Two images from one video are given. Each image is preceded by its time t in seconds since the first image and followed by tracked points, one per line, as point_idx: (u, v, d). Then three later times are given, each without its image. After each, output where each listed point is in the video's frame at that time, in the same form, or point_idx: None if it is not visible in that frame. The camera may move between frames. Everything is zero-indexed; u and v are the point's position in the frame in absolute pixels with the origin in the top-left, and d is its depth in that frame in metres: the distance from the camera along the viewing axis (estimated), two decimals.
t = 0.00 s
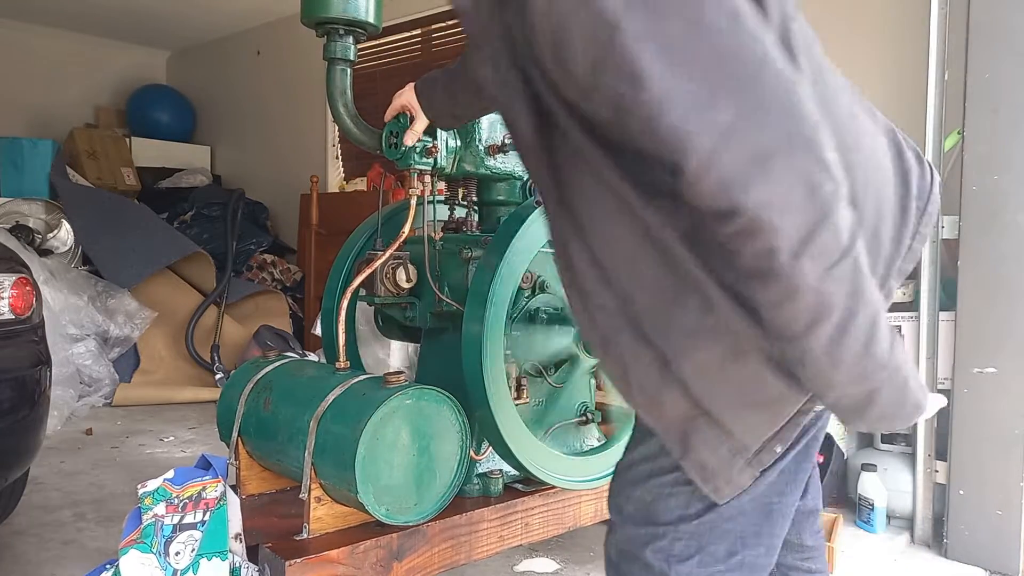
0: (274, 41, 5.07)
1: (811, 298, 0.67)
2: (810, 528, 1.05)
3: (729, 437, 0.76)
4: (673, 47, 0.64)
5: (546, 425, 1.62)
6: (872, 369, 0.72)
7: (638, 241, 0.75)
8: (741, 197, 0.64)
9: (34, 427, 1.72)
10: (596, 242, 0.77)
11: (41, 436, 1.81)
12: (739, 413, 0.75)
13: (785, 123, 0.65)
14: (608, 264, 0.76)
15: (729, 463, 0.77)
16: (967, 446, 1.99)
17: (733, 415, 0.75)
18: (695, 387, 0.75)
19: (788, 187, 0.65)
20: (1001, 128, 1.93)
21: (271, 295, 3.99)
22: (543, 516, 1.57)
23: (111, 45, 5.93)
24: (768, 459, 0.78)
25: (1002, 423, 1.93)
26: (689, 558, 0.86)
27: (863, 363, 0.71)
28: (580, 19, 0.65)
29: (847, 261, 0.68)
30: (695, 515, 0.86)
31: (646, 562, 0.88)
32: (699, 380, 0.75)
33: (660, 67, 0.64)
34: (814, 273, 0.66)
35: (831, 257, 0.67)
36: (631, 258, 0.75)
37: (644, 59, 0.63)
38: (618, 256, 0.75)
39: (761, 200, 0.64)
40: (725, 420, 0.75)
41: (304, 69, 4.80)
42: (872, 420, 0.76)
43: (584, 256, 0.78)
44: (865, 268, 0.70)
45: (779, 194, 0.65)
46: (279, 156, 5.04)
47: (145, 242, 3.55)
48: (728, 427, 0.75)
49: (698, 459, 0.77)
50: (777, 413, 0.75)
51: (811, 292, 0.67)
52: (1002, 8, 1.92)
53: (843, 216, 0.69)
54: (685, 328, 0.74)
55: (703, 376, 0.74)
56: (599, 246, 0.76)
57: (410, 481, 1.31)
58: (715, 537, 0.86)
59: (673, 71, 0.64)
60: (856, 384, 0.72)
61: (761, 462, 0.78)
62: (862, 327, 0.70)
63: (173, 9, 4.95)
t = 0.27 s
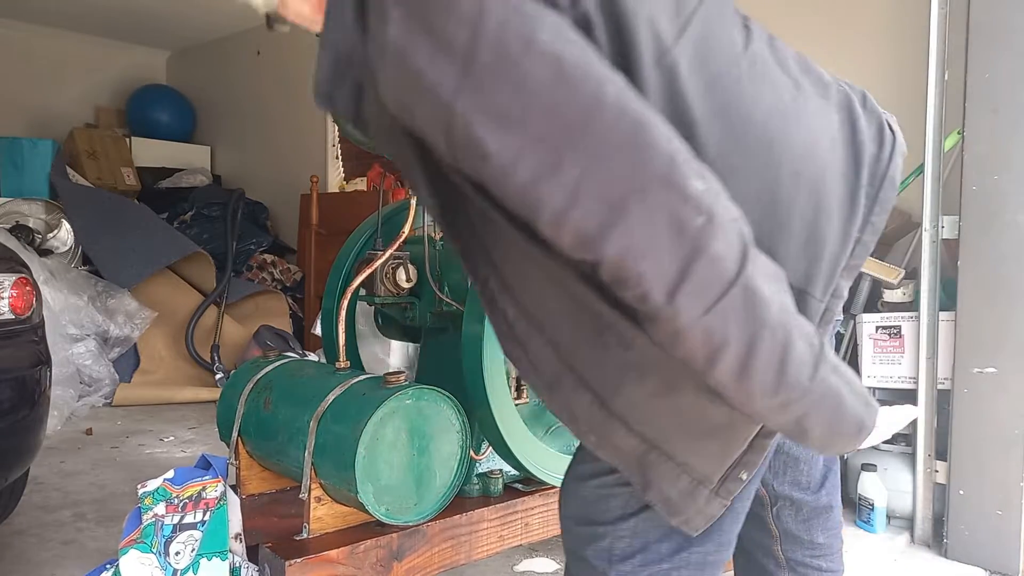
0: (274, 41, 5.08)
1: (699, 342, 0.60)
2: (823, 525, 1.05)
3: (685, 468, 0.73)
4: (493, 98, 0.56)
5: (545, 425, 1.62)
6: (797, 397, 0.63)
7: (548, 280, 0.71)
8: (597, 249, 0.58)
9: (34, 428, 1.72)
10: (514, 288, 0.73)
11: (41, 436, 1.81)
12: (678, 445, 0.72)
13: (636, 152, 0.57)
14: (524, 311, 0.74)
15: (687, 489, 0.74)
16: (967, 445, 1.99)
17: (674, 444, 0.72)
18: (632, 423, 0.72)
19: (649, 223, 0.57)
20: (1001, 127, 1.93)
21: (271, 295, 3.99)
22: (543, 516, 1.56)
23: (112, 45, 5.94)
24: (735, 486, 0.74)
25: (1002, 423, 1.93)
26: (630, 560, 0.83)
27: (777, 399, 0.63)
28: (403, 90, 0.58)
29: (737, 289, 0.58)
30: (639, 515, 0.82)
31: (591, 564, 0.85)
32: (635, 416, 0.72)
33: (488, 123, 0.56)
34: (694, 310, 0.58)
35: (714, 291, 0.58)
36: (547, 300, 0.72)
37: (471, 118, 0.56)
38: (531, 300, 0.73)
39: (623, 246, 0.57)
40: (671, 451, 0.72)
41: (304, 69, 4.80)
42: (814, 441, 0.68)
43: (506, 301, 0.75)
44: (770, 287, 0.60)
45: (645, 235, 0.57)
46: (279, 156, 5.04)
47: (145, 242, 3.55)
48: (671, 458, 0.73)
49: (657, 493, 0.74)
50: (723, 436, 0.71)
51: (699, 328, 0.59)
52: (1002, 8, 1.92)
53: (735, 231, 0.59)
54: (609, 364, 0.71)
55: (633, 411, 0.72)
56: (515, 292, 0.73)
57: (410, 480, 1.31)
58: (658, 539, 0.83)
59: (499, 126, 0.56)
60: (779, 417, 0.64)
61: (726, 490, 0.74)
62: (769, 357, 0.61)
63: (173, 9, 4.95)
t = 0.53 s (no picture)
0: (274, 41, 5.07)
1: (620, 379, 0.65)
2: (823, 530, 1.05)
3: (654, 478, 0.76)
4: (413, 160, 0.62)
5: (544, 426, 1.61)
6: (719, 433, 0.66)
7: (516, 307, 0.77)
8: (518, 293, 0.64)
9: (33, 428, 1.72)
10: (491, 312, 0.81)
11: (41, 436, 1.81)
12: (641, 457, 0.76)
13: (543, 205, 0.61)
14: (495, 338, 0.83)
15: (659, 496, 0.76)
16: (967, 445, 1.99)
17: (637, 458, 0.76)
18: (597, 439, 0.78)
19: (561, 273, 0.62)
20: (1001, 127, 1.93)
21: (271, 295, 3.99)
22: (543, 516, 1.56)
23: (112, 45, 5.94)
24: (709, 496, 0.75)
25: (1002, 422, 1.93)
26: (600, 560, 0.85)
27: (702, 431, 0.66)
28: (345, 157, 0.67)
29: (652, 330, 0.62)
30: (607, 516, 0.84)
31: (564, 562, 0.88)
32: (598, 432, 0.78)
33: (413, 185, 0.63)
34: (610, 351, 0.63)
35: (628, 334, 0.63)
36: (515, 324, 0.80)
37: (399, 183, 0.63)
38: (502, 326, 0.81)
39: (538, 291, 0.63)
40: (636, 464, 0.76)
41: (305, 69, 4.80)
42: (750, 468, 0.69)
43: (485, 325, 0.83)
44: (689, 322, 0.63)
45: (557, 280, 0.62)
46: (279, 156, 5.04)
47: (145, 242, 3.55)
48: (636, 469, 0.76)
49: (629, 500, 0.77)
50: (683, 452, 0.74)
51: (618, 366, 0.64)
52: (1004, 8, 1.92)
53: (650, 271, 0.63)
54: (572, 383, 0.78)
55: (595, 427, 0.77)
56: (489, 321, 0.82)
57: (410, 481, 1.31)
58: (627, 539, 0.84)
59: (421, 188, 0.63)
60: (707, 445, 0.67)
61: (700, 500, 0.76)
62: (689, 391, 0.64)
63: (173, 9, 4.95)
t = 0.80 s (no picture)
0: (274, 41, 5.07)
1: (603, 379, 0.65)
2: (820, 527, 1.05)
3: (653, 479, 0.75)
4: (393, 168, 0.63)
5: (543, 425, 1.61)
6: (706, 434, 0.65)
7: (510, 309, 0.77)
8: (500, 295, 0.65)
9: (33, 428, 1.72)
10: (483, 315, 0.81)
11: (41, 436, 1.81)
12: (637, 458, 0.76)
13: (520, 206, 0.61)
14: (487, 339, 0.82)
15: (659, 497, 0.76)
16: (967, 445, 1.99)
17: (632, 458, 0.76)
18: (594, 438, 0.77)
19: (540, 274, 0.62)
20: (1001, 127, 1.93)
21: (271, 295, 3.99)
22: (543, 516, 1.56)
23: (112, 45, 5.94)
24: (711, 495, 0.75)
25: (1002, 422, 1.93)
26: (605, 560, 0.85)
27: (688, 432, 0.66)
28: (332, 166, 0.68)
29: (633, 328, 0.62)
30: (610, 515, 0.84)
31: (568, 562, 0.88)
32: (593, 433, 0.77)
33: (392, 191, 0.64)
34: (592, 352, 0.63)
35: (609, 335, 0.63)
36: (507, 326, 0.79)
37: (381, 190, 0.64)
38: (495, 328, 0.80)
39: (518, 293, 0.63)
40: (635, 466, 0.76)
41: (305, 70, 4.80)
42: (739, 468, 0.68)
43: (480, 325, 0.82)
44: (671, 319, 0.63)
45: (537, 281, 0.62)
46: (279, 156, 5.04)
47: (145, 242, 3.55)
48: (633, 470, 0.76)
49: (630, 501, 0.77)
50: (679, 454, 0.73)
51: (600, 366, 0.64)
52: (1004, 8, 1.91)
53: (630, 270, 0.63)
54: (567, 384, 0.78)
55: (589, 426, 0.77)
56: (484, 323, 0.81)
57: (410, 481, 1.31)
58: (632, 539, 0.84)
59: (402, 194, 0.63)
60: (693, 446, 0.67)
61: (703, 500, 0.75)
62: (673, 389, 0.64)
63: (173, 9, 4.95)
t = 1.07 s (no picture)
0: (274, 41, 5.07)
1: (626, 373, 0.64)
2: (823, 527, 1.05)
3: (667, 472, 0.75)
4: (419, 151, 0.62)
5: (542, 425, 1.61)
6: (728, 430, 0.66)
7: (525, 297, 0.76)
8: (523, 282, 0.64)
9: (33, 428, 1.72)
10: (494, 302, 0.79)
11: (41, 436, 1.81)
12: (651, 452, 0.75)
13: (550, 197, 0.61)
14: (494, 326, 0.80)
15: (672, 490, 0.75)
16: (967, 446, 1.99)
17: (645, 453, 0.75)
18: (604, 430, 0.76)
19: (568, 265, 0.61)
20: (1001, 127, 1.93)
21: (271, 295, 3.99)
22: (543, 516, 1.56)
23: (111, 45, 5.94)
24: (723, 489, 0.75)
25: (1002, 422, 1.93)
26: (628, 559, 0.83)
27: (709, 428, 0.65)
28: (352, 144, 0.67)
29: (658, 323, 0.62)
30: (628, 515, 0.83)
31: (586, 562, 0.86)
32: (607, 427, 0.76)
33: (416, 177, 0.63)
34: (616, 346, 0.63)
35: (635, 328, 0.62)
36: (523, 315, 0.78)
37: (405, 175, 0.64)
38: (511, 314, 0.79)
39: (543, 282, 0.62)
40: (651, 460, 0.75)
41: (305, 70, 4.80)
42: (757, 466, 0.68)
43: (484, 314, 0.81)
44: (698, 315, 0.63)
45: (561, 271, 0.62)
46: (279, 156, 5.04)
47: (145, 242, 3.55)
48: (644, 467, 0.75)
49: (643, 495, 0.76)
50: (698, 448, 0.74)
51: (624, 360, 0.63)
52: (1002, 9, 1.91)
53: (658, 265, 0.63)
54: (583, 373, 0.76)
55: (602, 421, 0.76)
56: (493, 308, 0.80)
57: (410, 481, 1.31)
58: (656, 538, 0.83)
59: (426, 179, 0.63)
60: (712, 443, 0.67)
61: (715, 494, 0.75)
62: (696, 386, 0.64)
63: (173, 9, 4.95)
